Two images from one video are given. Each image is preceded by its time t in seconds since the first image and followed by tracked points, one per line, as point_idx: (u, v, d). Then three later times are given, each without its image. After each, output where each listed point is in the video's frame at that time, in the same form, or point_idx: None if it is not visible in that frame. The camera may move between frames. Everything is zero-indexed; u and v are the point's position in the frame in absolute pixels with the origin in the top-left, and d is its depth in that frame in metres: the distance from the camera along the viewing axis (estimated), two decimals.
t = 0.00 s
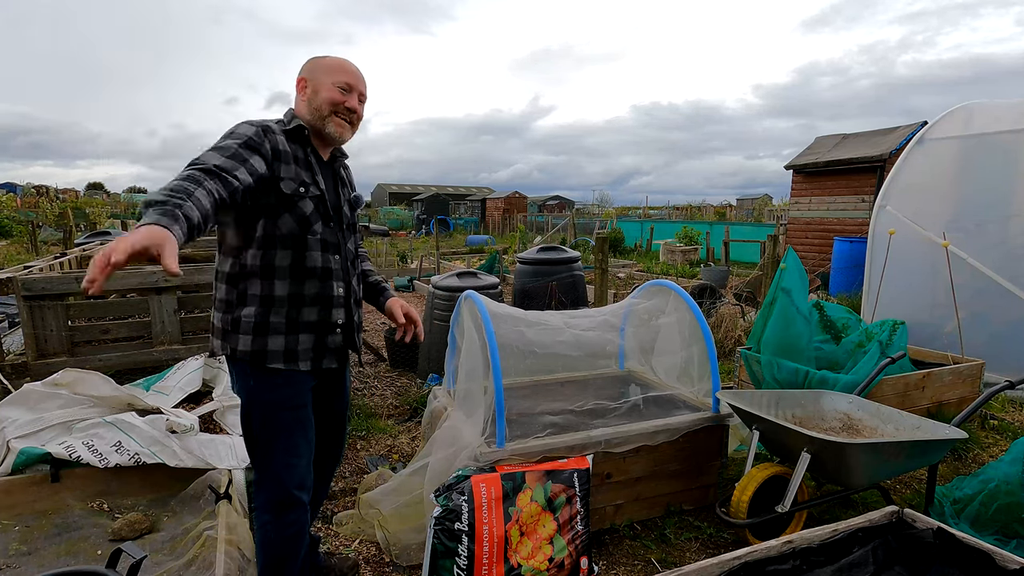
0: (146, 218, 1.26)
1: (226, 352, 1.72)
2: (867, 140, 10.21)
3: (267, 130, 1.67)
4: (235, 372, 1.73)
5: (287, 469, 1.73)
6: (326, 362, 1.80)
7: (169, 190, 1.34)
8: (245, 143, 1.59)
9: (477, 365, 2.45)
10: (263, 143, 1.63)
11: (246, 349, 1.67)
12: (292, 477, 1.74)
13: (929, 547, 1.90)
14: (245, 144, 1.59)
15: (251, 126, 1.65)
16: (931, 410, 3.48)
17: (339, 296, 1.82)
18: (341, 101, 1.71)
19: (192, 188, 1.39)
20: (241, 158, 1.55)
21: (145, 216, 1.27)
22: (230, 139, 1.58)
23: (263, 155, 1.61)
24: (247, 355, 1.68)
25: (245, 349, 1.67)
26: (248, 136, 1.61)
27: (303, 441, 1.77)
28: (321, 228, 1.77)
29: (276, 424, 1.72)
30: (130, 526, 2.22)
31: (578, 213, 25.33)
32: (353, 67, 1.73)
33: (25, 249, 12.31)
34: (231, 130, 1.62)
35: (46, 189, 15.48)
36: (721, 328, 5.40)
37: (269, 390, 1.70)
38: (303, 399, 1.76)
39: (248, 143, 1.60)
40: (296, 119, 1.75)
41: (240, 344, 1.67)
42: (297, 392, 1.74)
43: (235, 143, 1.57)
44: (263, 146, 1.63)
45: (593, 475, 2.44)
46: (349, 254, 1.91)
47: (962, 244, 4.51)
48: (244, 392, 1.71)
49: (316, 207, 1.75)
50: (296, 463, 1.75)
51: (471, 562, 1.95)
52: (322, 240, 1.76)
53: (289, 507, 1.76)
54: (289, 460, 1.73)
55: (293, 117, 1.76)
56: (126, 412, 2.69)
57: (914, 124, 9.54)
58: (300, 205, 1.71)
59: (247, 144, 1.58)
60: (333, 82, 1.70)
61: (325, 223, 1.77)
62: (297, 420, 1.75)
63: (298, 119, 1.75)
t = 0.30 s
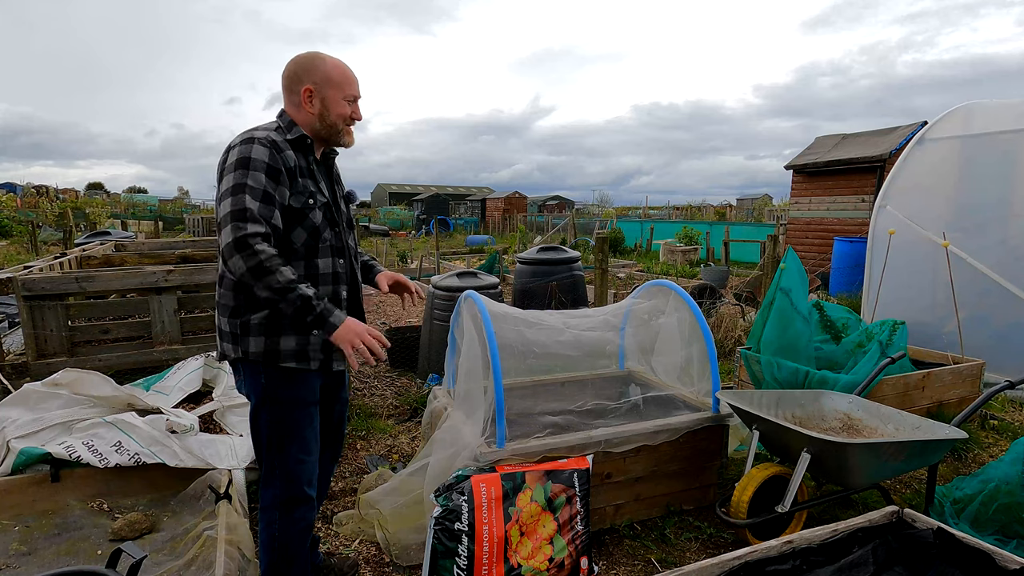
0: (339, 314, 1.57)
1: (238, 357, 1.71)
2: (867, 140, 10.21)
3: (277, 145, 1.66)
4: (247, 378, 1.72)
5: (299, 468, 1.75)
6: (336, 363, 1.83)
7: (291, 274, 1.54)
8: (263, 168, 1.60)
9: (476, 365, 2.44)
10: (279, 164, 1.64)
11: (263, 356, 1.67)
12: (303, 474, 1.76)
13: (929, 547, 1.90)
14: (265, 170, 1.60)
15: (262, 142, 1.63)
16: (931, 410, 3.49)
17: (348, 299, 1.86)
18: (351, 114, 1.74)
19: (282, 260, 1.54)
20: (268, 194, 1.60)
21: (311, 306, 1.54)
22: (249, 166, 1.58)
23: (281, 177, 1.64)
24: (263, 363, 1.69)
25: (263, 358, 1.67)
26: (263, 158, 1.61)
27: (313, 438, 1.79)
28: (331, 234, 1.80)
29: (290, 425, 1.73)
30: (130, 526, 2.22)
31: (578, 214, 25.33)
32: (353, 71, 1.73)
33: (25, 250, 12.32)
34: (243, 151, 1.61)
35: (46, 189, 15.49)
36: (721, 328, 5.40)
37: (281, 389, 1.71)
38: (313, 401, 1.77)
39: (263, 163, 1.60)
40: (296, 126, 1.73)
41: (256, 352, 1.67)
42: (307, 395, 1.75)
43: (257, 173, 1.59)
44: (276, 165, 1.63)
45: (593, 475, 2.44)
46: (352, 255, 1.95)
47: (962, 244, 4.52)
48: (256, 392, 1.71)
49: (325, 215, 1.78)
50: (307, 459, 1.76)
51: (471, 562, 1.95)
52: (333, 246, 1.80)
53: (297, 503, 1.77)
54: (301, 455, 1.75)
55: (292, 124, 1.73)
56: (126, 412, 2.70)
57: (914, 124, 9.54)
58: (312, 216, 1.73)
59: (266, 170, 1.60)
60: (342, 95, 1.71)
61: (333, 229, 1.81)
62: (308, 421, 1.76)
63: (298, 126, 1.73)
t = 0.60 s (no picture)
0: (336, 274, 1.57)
1: (239, 356, 1.71)
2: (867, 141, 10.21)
3: (270, 144, 1.66)
4: (249, 377, 1.72)
5: (301, 466, 1.75)
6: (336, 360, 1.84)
7: (280, 253, 1.52)
8: (254, 166, 1.60)
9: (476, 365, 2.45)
10: (271, 162, 1.64)
11: (264, 354, 1.67)
12: (304, 472, 1.76)
13: (929, 547, 1.90)
14: (255, 167, 1.60)
15: (254, 141, 1.64)
16: (931, 410, 3.49)
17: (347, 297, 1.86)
18: (331, 105, 1.71)
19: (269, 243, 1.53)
20: (258, 191, 1.59)
21: (308, 275, 1.53)
22: (239, 164, 1.58)
23: (272, 175, 1.63)
24: (264, 362, 1.68)
25: (263, 356, 1.67)
26: (254, 156, 1.61)
27: (314, 436, 1.79)
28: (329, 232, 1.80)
29: (291, 423, 1.73)
30: (131, 526, 2.22)
31: (578, 214, 25.33)
32: (334, 63, 1.70)
33: (25, 250, 12.32)
34: (235, 150, 1.61)
35: (46, 189, 15.50)
36: (721, 328, 5.40)
37: (282, 387, 1.71)
38: (314, 398, 1.77)
39: (255, 162, 1.60)
40: (292, 125, 1.73)
41: (257, 351, 1.67)
42: (309, 393, 1.75)
43: (247, 170, 1.59)
44: (269, 163, 1.63)
45: (593, 475, 2.44)
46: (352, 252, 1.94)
47: (962, 244, 4.51)
48: (257, 390, 1.71)
49: (321, 213, 1.77)
50: (307, 457, 1.76)
51: (471, 562, 1.95)
52: (331, 244, 1.80)
53: (298, 502, 1.77)
54: (302, 453, 1.75)
55: (287, 124, 1.73)
56: (126, 412, 2.70)
57: (914, 124, 9.54)
58: (307, 215, 1.73)
59: (256, 167, 1.60)
60: (318, 88, 1.69)
61: (331, 227, 1.81)
62: (309, 419, 1.76)
63: (293, 125, 1.73)
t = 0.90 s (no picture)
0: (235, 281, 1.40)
1: (235, 356, 1.73)
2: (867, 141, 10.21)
3: (255, 145, 1.66)
4: (243, 377, 1.74)
5: (293, 467, 1.74)
6: (332, 363, 1.81)
7: (208, 254, 1.47)
8: (231, 167, 1.61)
9: (476, 365, 2.44)
10: (251, 163, 1.64)
11: (254, 355, 1.68)
12: (295, 473, 1.75)
13: (929, 547, 1.90)
14: (232, 168, 1.61)
15: (238, 142, 1.66)
16: (931, 410, 3.49)
17: (343, 299, 1.84)
18: (311, 99, 1.68)
19: (209, 245, 1.50)
20: (233, 192, 1.60)
21: (215, 280, 1.42)
22: (218, 167, 1.61)
23: (251, 175, 1.63)
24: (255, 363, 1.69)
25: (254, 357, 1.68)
26: (233, 157, 1.62)
27: (308, 437, 1.78)
28: (321, 233, 1.77)
29: (282, 424, 1.72)
30: (130, 526, 2.22)
31: (578, 214, 25.33)
32: (322, 58, 1.69)
33: (25, 250, 12.33)
34: (219, 152, 1.64)
35: (46, 189, 15.50)
36: (721, 328, 5.40)
37: (273, 387, 1.71)
38: (306, 400, 1.76)
39: (234, 162, 1.61)
40: (285, 124, 1.74)
41: (249, 351, 1.69)
42: (301, 394, 1.75)
43: (224, 172, 1.60)
44: (250, 164, 1.64)
45: (593, 475, 2.44)
46: (354, 253, 1.90)
47: (962, 244, 4.51)
48: (250, 390, 1.72)
49: (312, 214, 1.75)
50: (300, 458, 1.75)
51: (471, 562, 1.95)
52: (323, 245, 1.77)
53: (292, 502, 1.76)
54: (294, 454, 1.74)
55: (281, 123, 1.74)
56: (126, 412, 2.70)
57: (914, 124, 9.54)
58: (295, 216, 1.71)
59: (233, 168, 1.61)
60: (299, 81, 1.68)
61: (324, 228, 1.78)
62: (302, 420, 1.76)
63: (286, 123, 1.74)
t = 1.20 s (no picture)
0: (286, 361, 1.50)
1: (238, 358, 1.71)
2: (867, 141, 10.21)
3: (279, 146, 1.65)
4: (248, 379, 1.72)
5: (301, 469, 1.75)
6: (337, 365, 1.83)
7: (263, 298, 1.52)
8: (262, 171, 1.59)
9: (476, 365, 2.44)
10: (279, 167, 1.63)
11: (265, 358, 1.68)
12: (303, 475, 1.75)
13: (929, 547, 1.90)
14: (263, 173, 1.59)
15: (263, 142, 1.63)
16: (931, 410, 3.49)
17: (351, 304, 1.86)
18: (364, 125, 1.70)
19: (261, 282, 1.52)
20: (265, 199, 1.59)
21: (266, 337, 1.49)
22: (248, 169, 1.57)
23: (279, 180, 1.62)
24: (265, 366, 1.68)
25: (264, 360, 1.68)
26: (262, 160, 1.59)
27: (315, 439, 1.78)
28: (335, 239, 1.79)
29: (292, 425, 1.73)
30: (130, 526, 2.22)
31: (578, 214, 25.33)
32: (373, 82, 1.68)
33: (25, 250, 12.33)
34: (245, 151, 1.60)
35: (46, 189, 15.50)
36: (721, 328, 5.40)
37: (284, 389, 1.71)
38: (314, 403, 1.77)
39: (263, 167, 1.59)
40: (304, 128, 1.72)
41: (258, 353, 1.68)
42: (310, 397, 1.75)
43: (255, 177, 1.58)
44: (277, 169, 1.62)
45: (592, 475, 2.44)
46: (358, 257, 1.94)
47: (962, 244, 4.51)
48: (256, 392, 1.71)
49: (327, 220, 1.77)
50: (307, 461, 1.76)
51: (471, 562, 1.95)
52: (336, 251, 1.79)
53: (299, 505, 1.77)
54: (301, 457, 1.74)
55: (302, 126, 1.71)
56: (126, 412, 2.70)
57: (914, 124, 9.54)
58: (313, 221, 1.72)
59: (264, 173, 1.58)
60: (354, 106, 1.66)
61: (337, 234, 1.80)
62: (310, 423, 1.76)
63: (309, 128, 1.72)
